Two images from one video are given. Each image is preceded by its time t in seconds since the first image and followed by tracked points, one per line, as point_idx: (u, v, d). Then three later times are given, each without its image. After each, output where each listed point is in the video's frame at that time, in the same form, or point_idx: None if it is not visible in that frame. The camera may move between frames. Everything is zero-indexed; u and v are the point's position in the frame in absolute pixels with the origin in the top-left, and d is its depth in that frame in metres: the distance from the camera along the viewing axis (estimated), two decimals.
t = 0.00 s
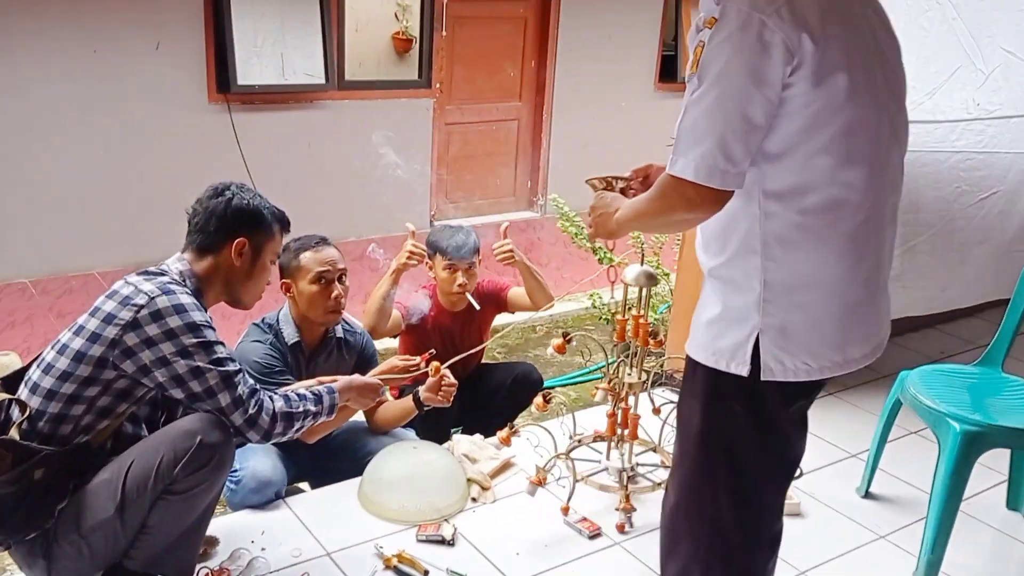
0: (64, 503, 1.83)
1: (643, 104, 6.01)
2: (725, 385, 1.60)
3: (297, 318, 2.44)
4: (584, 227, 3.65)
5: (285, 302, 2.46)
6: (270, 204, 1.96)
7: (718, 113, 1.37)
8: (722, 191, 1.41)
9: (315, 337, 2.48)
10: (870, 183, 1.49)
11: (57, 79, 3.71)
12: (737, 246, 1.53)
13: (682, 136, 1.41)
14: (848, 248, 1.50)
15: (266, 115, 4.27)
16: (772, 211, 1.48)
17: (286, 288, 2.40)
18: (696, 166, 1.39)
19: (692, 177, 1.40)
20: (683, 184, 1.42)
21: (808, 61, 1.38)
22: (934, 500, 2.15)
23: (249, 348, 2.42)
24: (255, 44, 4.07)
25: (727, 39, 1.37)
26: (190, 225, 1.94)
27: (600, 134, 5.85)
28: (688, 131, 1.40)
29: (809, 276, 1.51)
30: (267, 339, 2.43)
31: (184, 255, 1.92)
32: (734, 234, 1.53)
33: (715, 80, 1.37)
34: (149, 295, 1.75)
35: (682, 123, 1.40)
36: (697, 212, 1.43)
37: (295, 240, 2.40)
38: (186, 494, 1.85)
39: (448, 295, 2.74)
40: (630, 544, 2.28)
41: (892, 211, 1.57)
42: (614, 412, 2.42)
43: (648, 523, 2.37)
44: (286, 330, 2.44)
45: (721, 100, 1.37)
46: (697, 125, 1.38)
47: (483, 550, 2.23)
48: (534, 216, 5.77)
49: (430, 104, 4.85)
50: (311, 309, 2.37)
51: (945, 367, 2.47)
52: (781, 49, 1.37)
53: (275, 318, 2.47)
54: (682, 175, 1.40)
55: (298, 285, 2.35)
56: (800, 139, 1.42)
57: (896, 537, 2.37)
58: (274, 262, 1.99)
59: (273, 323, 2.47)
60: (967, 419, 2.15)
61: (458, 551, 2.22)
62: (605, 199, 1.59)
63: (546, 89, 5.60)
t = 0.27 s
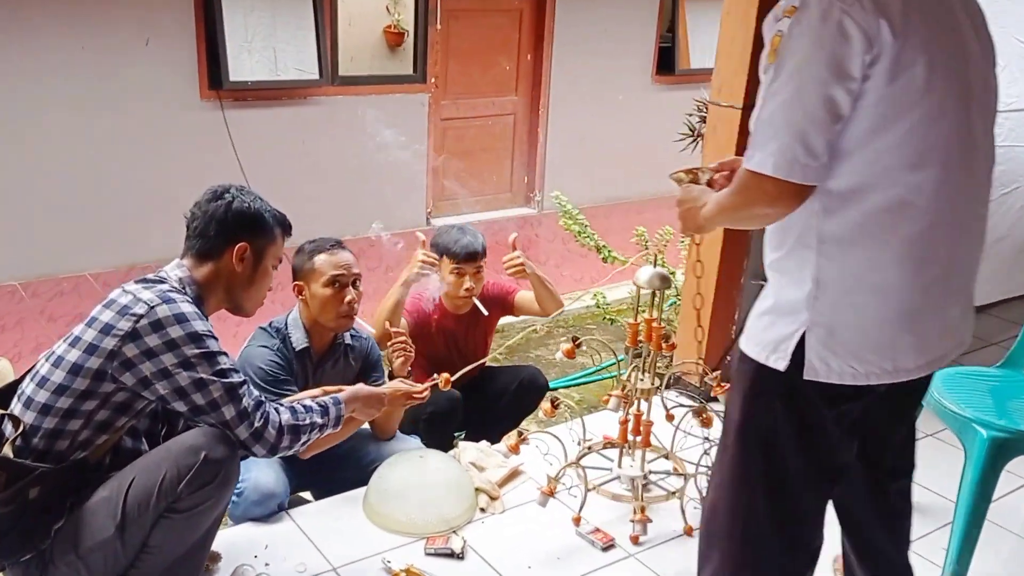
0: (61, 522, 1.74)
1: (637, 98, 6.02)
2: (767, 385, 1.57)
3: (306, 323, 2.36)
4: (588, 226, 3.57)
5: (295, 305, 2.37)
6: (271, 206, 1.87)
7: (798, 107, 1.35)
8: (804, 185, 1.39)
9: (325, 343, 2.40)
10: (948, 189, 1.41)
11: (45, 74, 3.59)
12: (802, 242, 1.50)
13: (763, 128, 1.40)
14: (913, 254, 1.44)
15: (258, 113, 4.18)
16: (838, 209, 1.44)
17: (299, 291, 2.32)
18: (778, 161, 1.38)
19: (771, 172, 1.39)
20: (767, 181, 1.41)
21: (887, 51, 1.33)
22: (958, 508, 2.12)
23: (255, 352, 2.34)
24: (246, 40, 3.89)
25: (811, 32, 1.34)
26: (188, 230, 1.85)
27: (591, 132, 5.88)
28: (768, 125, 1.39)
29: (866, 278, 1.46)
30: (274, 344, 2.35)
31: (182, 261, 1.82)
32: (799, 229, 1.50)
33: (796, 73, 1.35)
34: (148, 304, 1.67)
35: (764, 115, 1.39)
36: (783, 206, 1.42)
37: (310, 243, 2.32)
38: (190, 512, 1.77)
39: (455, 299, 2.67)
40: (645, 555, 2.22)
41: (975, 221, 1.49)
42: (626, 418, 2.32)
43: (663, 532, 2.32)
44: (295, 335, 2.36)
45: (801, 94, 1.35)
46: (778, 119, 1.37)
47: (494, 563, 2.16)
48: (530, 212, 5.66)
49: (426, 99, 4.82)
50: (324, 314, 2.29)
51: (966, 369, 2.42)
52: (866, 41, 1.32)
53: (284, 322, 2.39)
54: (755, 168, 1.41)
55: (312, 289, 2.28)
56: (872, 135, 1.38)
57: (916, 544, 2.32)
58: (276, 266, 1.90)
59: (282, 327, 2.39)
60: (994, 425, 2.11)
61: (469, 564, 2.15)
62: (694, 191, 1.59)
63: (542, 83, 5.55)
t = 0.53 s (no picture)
0: (48, 539, 1.67)
1: (640, 99, 5.97)
2: (809, 397, 1.66)
3: (319, 329, 2.27)
4: (591, 230, 3.51)
5: (309, 311, 2.28)
6: (270, 213, 1.80)
7: (918, 115, 1.36)
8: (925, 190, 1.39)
9: (336, 348, 2.33)
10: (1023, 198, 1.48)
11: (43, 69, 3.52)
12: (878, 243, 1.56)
13: (884, 140, 1.38)
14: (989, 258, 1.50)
15: (257, 111, 4.12)
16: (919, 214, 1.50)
17: (317, 299, 2.25)
18: (907, 169, 1.37)
19: (901, 178, 1.38)
20: (873, 188, 1.41)
21: (981, 60, 1.36)
22: (968, 528, 2.07)
23: (260, 357, 2.23)
24: (247, 32, 3.88)
25: (920, 40, 1.36)
26: (183, 234, 1.77)
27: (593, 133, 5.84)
28: (891, 134, 1.38)
29: (937, 281, 1.52)
30: (280, 349, 2.25)
31: (179, 267, 1.75)
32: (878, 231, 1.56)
33: (910, 83, 1.36)
34: (143, 313, 1.61)
35: (880, 125, 1.38)
36: (899, 210, 1.41)
37: (334, 251, 2.27)
38: (182, 530, 1.73)
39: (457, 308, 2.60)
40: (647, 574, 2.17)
41: None
42: (630, 432, 2.24)
43: (665, 549, 2.27)
44: (304, 341, 2.27)
45: (924, 103, 1.35)
46: (903, 130, 1.37)
47: None
48: (532, 213, 5.57)
49: (428, 98, 4.77)
50: (342, 323, 2.23)
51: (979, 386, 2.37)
52: (971, 51, 1.35)
53: (294, 327, 2.29)
54: (886, 177, 1.39)
55: (333, 297, 2.21)
56: (964, 141, 1.42)
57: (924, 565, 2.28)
58: (274, 274, 1.82)
59: (290, 333, 2.28)
60: (1007, 444, 2.05)
61: None
62: (770, 204, 1.64)
63: (546, 83, 5.52)
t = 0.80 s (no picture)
0: (39, 548, 1.64)
1: (641, 100, 5.95)
2: (853, 388, 1.68)
3: (325, 332, 2.25)
4: (593, 233, 3.48)
5: (314, 314, 2.26)
6: (267, 218, 1.77)
7: (974, 106, 1.39)
8: (982, 177, 1.41)
9: (340, 352, 2.29)
10: None
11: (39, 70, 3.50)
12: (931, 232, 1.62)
13: (941, 134, 1.41)
14: None
15: (253, 110, 4.11)
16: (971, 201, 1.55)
17: (324, 303, 2.21)
18: (967, 158, 1.39)
19: (961, 167, 1.40)
20: (929, 175, 1.43)
21: None
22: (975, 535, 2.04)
23: (265, 358, 2.19)
24: (246, 32, 3.87)
25: (968, 35, 1.40)
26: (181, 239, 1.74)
27: (594, 133, 5.80)
28: (948, 126, 1.40)
29: (989, 262, 1.58)
30: (284, 352, 2.21)
31: (174, 272, 1.72)
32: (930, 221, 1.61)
33: (963, 76, 1.40)
34: (137, 320, 1.58)
35: (937, 118, 1.41)
36: (956, 196, 1.43)
37: (344, 256, 2.23)
38: (175, 539, 1.70)
39: (469, 326, 2.54)
40: None
41: None
42: (632, 438, 2.21)
43: (667, 556, 2.24)
44: (311, 344, 2.25)
45: (979, 95, 1.39)
46: (960, 123, 1.39)
47: None
48: (532, 215, 5.57)
49: (429, 99, 4.73)
50: (352, 329, 2.19)
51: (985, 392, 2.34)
52: (1017, 44, 1.41)
53: (300, 331, 2.26)
54: (947, 165, 1.41)
55: (342, 302, 2.17)
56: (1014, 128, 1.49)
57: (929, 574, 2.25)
58: (271, 280, 1.79)
59: (296, 337, 2.26)
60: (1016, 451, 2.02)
61: None
62: (808, 182, 1.68)
63: (547, 84, 5.50)
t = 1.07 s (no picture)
0: (34, 544, 1.63)
1: (638, 89, 5.91)
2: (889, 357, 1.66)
3: (322, 320, 2.21)
4: (592, 223, 3.45)
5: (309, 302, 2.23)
6: (262, 208, 1.74)
7: (967, 102, 1.39)
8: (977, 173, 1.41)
9: (338, 341, 2.26)
10: None
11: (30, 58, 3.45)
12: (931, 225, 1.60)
13: (934, 131, 1.41)
14: None
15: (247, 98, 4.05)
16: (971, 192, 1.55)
17: (317, 289, 2.19)
18: (961, 153, 1.40)
19: (958, 160, 1.40)
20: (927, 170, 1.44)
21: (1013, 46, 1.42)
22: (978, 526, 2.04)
23: (261, 348, 2.17)
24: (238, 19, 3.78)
25: (957, 32, 1.40)
26: (174, 229, 1.71)
27: (591, 122, 5.76)
28: (942, 124, 1.40)
29: (991, 250, 1.57)
30: (282, 341, 2.19)
31: (167, 264, 1.69)
32: (929, 213, 1.60)
33: (953, 74, 1.40)
34: (130, 312, 1.55)
35: (930, 117, 1.41)
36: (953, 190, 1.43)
37: (334, 240, 2.20)
38: (171, 534, 1.67)
39: (467, 318, 2.51)
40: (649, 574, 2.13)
41: None
42: (632, 430, 2.18)
43: (668, 549, 2.22)
44: (307, 333, 2.22)
45: (971, 91, 1.39)
46: (952, 119, 1.39)
47: None
48: (529, 204, 5.57)
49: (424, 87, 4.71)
50: (344, 315, 2.16)
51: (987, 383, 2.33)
52: (1005, 39, 1.41)
53: (297, 320, 2.24)
54: (941, 162, 1.41)
55: (331, 286, 2.15)
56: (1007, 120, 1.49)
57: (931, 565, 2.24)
58: (267, 271, 1.76)
59: (292, 325, 2.23)
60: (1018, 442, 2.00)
61: None
62: (822, 161, 1.65)
63: (543, 70, 5.44)
